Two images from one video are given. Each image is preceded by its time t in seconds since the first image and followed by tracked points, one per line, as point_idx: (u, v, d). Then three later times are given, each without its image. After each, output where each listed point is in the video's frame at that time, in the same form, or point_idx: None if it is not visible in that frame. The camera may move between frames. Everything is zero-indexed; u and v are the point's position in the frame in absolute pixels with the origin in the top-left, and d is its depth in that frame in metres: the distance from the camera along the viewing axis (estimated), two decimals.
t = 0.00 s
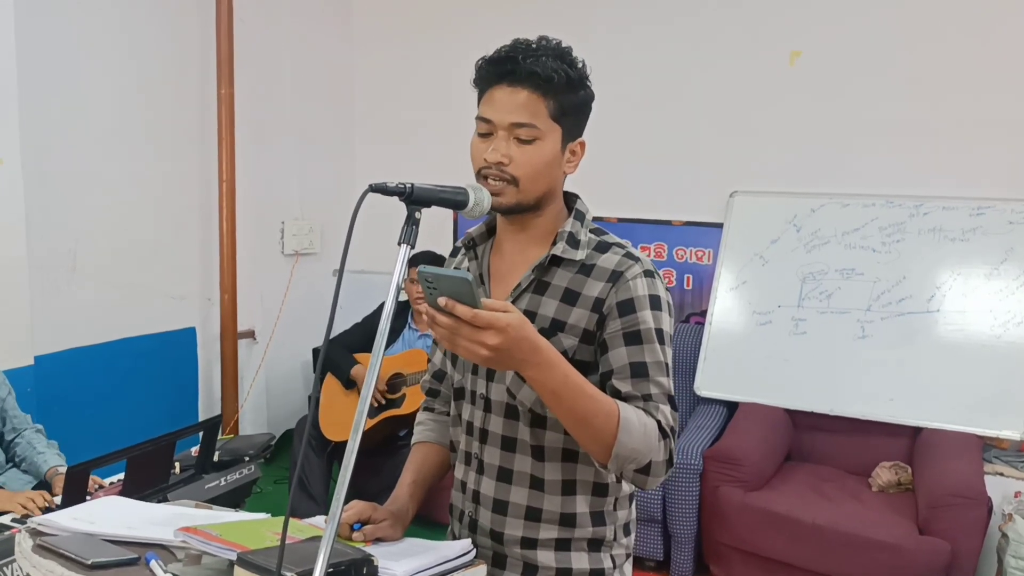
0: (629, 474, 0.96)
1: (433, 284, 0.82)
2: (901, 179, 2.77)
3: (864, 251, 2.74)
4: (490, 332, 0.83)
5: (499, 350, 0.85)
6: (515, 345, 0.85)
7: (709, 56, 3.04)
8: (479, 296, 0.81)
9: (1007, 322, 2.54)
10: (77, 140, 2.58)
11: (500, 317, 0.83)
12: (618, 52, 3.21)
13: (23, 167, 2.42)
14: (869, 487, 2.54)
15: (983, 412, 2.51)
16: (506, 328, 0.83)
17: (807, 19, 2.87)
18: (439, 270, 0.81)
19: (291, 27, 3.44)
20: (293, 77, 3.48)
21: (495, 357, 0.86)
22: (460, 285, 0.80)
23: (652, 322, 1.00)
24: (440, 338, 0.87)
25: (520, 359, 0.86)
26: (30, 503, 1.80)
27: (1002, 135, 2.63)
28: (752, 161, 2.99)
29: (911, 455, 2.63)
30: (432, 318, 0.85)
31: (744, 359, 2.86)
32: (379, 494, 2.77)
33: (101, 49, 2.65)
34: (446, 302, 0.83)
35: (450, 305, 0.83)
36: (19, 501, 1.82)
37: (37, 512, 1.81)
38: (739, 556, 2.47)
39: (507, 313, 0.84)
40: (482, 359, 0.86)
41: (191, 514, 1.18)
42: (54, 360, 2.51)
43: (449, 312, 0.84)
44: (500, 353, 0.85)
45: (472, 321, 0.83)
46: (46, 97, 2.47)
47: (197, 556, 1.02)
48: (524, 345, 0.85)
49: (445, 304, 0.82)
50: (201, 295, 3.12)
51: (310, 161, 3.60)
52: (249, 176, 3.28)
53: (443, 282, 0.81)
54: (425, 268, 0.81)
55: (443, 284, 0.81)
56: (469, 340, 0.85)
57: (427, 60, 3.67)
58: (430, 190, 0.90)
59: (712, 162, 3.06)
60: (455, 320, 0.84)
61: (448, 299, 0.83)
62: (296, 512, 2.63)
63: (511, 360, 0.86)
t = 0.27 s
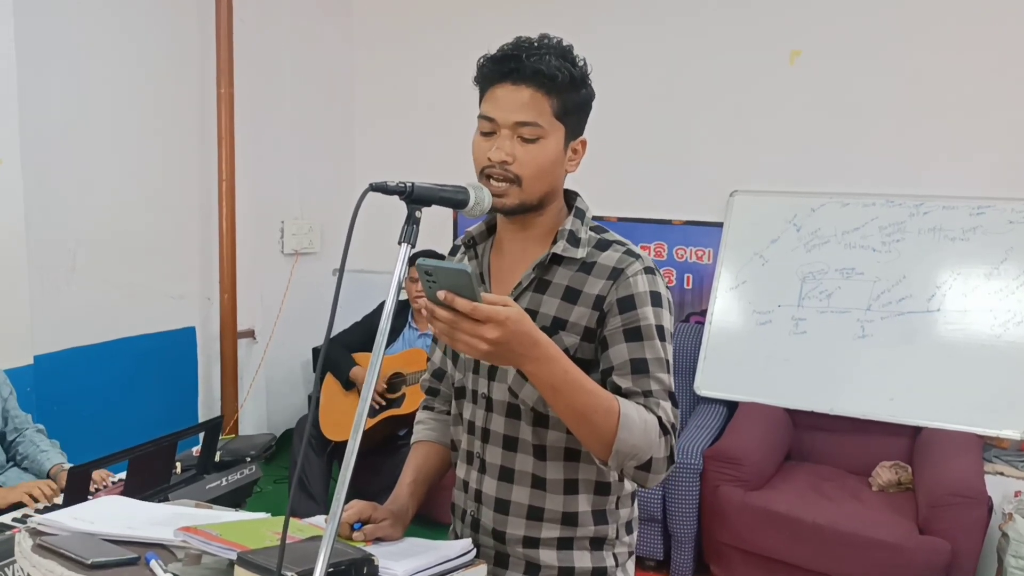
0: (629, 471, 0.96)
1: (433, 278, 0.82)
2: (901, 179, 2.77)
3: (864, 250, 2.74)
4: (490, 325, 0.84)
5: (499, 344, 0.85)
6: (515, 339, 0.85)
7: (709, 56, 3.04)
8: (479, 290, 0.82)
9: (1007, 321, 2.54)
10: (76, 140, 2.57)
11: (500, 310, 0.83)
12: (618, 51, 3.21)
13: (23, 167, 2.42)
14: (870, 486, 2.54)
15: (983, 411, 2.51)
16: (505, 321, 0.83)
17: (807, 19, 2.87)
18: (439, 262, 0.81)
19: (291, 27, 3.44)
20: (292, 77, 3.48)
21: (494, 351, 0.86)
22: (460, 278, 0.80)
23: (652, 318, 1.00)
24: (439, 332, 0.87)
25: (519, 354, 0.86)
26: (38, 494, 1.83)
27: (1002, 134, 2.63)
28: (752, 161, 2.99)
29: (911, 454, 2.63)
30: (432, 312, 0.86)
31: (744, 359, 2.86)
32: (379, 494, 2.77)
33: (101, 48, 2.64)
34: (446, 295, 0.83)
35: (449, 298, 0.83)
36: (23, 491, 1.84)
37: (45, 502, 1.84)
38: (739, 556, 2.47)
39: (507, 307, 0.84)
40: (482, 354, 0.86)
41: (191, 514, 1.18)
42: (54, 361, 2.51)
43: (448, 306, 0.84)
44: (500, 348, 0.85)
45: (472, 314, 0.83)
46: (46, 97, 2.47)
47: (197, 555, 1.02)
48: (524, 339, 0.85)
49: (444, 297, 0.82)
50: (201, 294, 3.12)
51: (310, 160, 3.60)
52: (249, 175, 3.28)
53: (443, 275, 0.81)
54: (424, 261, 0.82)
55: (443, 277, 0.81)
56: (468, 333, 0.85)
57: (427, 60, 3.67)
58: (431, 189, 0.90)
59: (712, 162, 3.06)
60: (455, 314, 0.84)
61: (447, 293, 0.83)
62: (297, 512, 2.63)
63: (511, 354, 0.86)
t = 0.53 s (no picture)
0: (632, 472, 0.96)
1: (436, 279, 0.82)
2: (901, 179, 2.77)
3: (865, 250, 2.74)
4: (493, 326, 0.84)
5: (502, 344, 0.85)
6: (518, 340, 0.85)
7: (709, 55, 3.04)
8: (482, 290, 0.82)
9: (1007, 321, 2.54)
10: (76, 139, 2.57)
11: (502, 311, 0.83)
12: (618, 51, 3.21)
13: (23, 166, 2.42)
14: (870, 486, 2.54)
15: (983, 411, 2.51)
16: (508, 322, 0.83)
17: (808, 18, 2.87)
18: (442, 262, 0.80)
19: (291, 27, 3.44)
20: (293, 76, 3.48)
21: (497, 352, 0.86)
22: (463, 279, 0.80)
23: (656, 319, 1.00)
24: (442, 333, 0.87)
25: (522, 354, 0.86)
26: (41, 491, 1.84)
27: (1002, 134, 2.63)
28: (752, 161, 2.99)
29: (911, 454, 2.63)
30: (434, 312, 0.85)
31: (744, 359, 2.86)
32: (379, 493, 2.77)
33: (101, 48, 2.64)
34: (449, 296, 0.82)
35: (453, 299, 0.83)
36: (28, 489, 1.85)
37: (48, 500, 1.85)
38: (740, 556, 2.47)
39: (510, 308, 0.84)
40: (485, 354, 0.86)
41: (192, 514, 1.18)
42: (54, 360, 2.51)
43: (451, 307, 0.84)
44: (503, 348, 0.85)
45: (475, 315, 0.83)
46: (46, 96, 2.47)
47: (198, 555, 1.02)
48: (526, 340, 0.85)
49: (447, 298, 0.82)
50: (201, 294, 3.11)
51: (311, 160, 3.60)
52: (248, 175, 3.28)
53: (447, 276, 0.81)
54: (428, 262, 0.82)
55: (446, 278, 0.81)
56: (471, 334, 0.85)
57: (428, 60, 3.67)
58: (432, 189, 0.90)
59: (712, 161, 3.06)
60: (458, 315, 0.84)
61: (450, 294, 0.83)
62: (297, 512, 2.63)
63: (514, 355, 0.86)
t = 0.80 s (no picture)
0: (633, 473, 0.96)
1: (438, 279, 0.83)
2: (901, 179, 2.77)
3: (864, 250, 2.74)
4: (494, 327, 0.84)
5: (504, 346, 0.85)
6: (520, 341, 0.85)
7: (709, 55, 3.04)
8: (484, 292, 0.82)
9: (1007, 320, 2.54)
10: (76, 139, 2.57)
11: (505, 313, 0.83)
12: (618, 51, 3.21)
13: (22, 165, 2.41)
14: (870, 486, 2.54)
15: (982, 411, 2.51)
16: (511, 323, 0.84)
17: (807, 18, 2.87)
18: (444, 264, 0.81)
19: (291, 26, 3.44)
20: (292, 76, 3.48)
21: (499, 353, 0.86)
22: (465, 280, 0.80)
23: (658, 319, 1.00)
24: (444, 334, 0.87)
25: (524, 355, 0.86)
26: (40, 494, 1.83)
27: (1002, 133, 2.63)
28: (752, 161, 2.99)
29: (911, 454, 2.63)
30: (437, 313, 0.86)
31: (744, 358, 2.86)
32: (379, 493, 2.77)
33: (100, 47, 2.64)
34: (451, 297, 0.83)
35: (454, 300, 0.83)
36: (27, 492, 1.84)
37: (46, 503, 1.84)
38: (740, 556, 2.47)
39: (511, 309, 0.85)
40: (487, 356, 0.86)
41: (191, 513, 1.18)
42: (54, 359, 2.51)
43: (453, 308, 0.84)
44: (505, 349, 0.86)
45: (476, 317, 0.83)
46: (46, 96, 2.47)
47: (197, 554, 1.02)
48: (528, 342, 0.86)
49: (450, 299, 0.83)
50: (200, 294, 3.11)
51: (310, 160, 3.60)
52: (248, 174, 3.28)
53: (449, 277, 0.81)
54: (430, 263, 0.82)
55: (448, 279, 0.81)
56: (473, 335, 0.85)
57: (428, 60, 3.67)
58: (431, 188, 0.91)
59: (712, 161, 3.06)
60: (460, 316, 0.84)
61: (453, 294, 0.83)
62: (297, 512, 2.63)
63: (516, 356, 0.86)
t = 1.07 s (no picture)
0: (636, 471, 0.96)
1: (438, 283, 0.83)
2: (901, 178, 2.77)
3: (864, 249, 2.74)
4: (494, 329, 0.84)
5: (504, 347, 0.85)
6: (520, 343, 0.85)
7: (709, 55, 3.04)
8: (484, 294, 0.82)
9: (1006, 320, 2.54)
10: (76, 139, 2.57)
11: (504, 314, 0.83)
12: (617, 50, 3.21)
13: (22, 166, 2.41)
14: (869, 485, 2.54)
15: (982, 410, 2.52)
16: (510, 325, 0.84)
17: (807, 17, 2.87)
18: (444, 269, 0.81)
19: (291, 26, 3.44)
20: (292, 76, 3.48)
21: (500, 354, 0.86)
22: (464, 283, 0.81)
23: (658, 317, 1.00)
24: (444, 336, 0.87)
25: (524, 356, 0.86)
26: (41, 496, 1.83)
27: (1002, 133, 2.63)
28: (751, 160, 2.99)
29: (911, 453, 2.63)
30: (437, 316, 0.86)
31: (744, 358, 2.86)
32: (379, 492, 2.77)
33: (100, 47, 2.64)
34: (450, 301, 0.83)
35: (454, 303, 0.83)
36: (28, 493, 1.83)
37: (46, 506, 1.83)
38: (739, 556, 2.47)
39: (511, 310, 0.85)
40: (487, 357, 0.87)
41: (191, 512, 1.18)
42: (54, 359, 2.52)
43: (453, 311, 0.84)
44: (505, 351, 0.86)
45: (476, 319, 0.83)
46: (46, 96, 2.47)
47: (197, 554, 1.02)
48: (529, 342, 0.86)
49: (449, 302, 0.83)
50: (200, 293, 3.11)
51: (310, 159, 3.60)
52: (248, 174, 3.28)
53: (448, 280, 0.81)
54: (429, 268, 0.82)
55: (447, 282, 0.82)
56: (473, 338, 0.85)
57: (428, 60, 3.67)
58: (430, 188, 0.91)
59: (712, 161, 3.06)
60: (460, 319, 0.85)
61: (452, 298, 0.83)
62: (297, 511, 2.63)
63: (516, 357, 0.87)
